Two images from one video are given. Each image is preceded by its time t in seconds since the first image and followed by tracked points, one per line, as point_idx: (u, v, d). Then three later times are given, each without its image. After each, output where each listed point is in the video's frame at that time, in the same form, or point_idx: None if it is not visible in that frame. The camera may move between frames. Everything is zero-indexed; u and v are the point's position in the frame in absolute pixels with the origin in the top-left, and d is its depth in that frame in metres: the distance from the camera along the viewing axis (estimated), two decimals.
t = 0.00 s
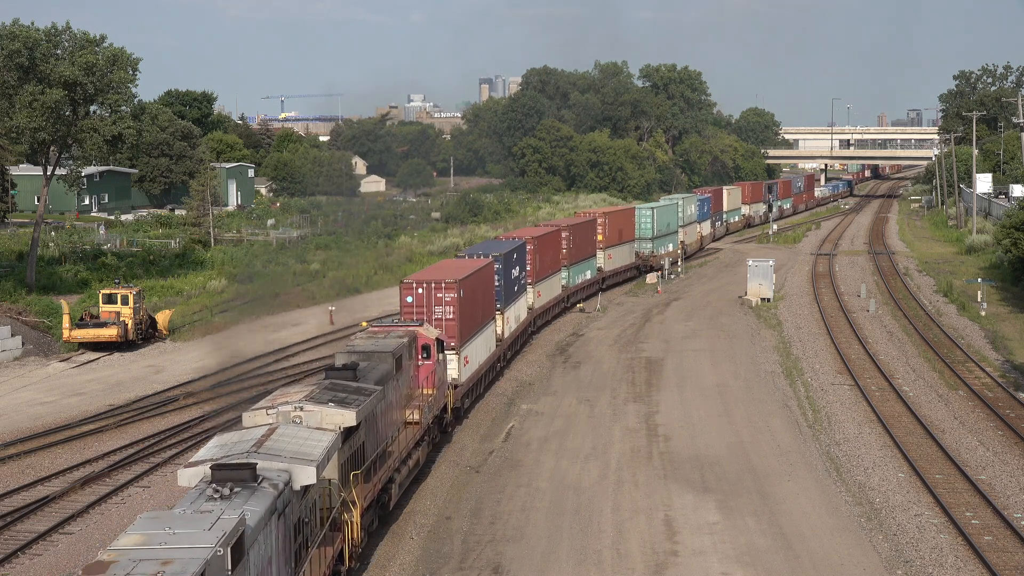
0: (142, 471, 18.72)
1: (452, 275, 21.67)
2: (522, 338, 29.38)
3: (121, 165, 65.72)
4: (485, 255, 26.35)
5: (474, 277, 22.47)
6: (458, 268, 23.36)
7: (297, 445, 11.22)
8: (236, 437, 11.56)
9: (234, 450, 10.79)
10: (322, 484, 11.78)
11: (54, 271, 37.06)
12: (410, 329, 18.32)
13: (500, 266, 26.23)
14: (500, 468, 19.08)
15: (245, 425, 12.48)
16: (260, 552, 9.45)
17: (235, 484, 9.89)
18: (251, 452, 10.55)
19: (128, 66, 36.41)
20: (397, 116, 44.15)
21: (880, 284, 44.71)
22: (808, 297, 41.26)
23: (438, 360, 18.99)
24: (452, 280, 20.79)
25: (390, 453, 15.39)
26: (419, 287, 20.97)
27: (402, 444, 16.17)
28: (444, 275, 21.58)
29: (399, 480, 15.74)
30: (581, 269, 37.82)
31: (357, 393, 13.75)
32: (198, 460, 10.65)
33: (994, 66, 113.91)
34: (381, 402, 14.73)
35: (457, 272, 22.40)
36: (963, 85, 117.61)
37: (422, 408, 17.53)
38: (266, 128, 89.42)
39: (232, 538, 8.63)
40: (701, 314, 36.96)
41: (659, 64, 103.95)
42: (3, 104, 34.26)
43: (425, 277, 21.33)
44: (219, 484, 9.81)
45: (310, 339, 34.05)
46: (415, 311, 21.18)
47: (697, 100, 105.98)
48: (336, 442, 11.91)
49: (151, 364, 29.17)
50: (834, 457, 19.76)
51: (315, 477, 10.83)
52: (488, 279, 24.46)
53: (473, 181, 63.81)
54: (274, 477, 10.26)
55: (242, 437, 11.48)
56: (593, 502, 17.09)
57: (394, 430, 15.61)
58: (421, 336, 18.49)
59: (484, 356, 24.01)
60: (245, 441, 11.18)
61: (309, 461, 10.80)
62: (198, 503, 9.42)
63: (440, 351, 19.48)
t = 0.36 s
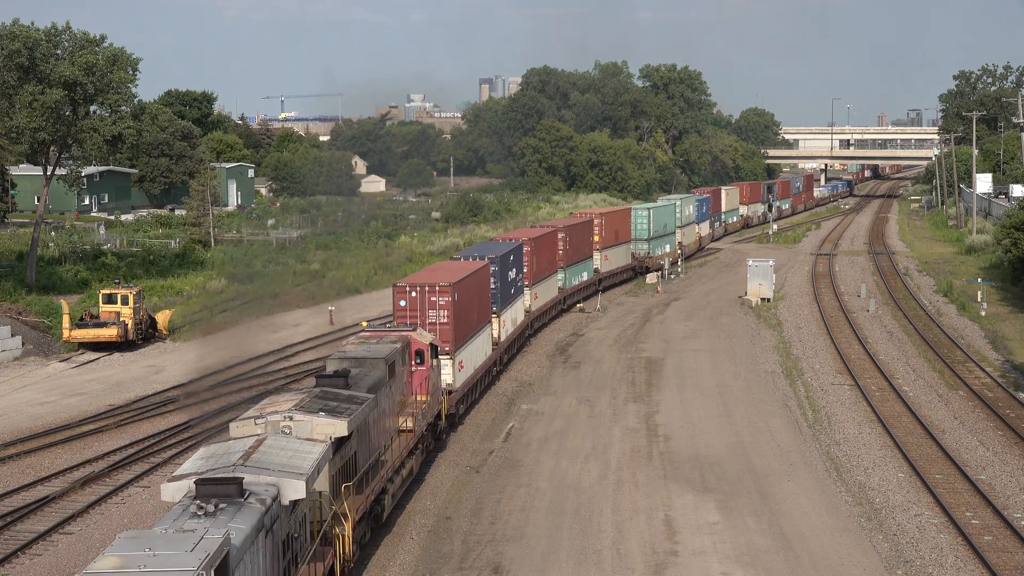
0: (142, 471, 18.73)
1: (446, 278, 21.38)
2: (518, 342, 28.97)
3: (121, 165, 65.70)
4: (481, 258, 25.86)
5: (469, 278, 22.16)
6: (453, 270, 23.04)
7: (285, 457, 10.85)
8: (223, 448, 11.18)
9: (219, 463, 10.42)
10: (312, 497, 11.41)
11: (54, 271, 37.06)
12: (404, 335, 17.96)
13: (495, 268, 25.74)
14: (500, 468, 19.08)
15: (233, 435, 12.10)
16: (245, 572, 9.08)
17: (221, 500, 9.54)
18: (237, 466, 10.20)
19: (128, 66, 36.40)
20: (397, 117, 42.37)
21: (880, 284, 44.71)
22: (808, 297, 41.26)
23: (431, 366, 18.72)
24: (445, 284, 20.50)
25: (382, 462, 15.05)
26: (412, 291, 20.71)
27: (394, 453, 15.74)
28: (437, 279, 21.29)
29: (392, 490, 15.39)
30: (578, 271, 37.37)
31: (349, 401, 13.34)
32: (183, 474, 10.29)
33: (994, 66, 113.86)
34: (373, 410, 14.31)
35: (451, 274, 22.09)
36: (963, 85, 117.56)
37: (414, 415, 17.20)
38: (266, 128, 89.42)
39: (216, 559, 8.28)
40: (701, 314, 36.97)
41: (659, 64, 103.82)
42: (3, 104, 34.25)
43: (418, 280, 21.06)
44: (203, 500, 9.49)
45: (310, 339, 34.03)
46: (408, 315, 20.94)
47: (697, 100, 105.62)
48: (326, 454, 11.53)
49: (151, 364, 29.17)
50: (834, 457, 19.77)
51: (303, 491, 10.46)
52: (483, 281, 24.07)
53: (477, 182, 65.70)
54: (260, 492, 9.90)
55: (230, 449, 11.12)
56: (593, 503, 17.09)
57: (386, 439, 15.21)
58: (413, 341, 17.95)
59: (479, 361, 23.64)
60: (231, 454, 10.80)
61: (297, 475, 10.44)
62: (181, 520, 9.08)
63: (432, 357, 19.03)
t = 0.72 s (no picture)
0: (142, 471, 18.73)
1: (440, 281, 20.81)
2: (514, 345, 28.33)
3: (121, 165, 65.68)
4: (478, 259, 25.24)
5: (464, 282, 21.58)
6: (447, 272, 22.50)
7: (274, 470, 10.57)
8: (209, 460, 10.86)
9: (205, 476, 10.13)
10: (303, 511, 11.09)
11: (54, 271, 37.07)
12: (398, 340, 17.74)
13: (491, 270, 25.11)
14: (500, 468, 19.09)
15: (220, 446, 11.80)
16: None
17: (206, 518, 9.31)
18: (223, 480, 9.92)
19: (128, 66, 36.40)
20: (400, 111, 40.86)
21: (880, 284, 44.71)
22: (808, 297, 41.26)
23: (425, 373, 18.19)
24: (439, 287, 19.93)
25: (375, 472, 14.69)
26: (405, 294, 20.16)
27: (388, 463, 15.36)
28: (431, 281, 20.73)
29: (385, 501, 15.01)
30: (574, 273, 36.70)
31: (340, 410, 13.03)
32: (167, 488, 10.02)
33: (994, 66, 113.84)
34: (366, 419, 13.96)
35: (446, 277, 21.54)
36: (963, 85, 117.47)
37: (409, 423, 16.83)
38: (266, 128, 89.41)
39: None
40: (701, 314, 36.96)
41: (659, 64, 103.69)
42: (3, 104, 34.24)
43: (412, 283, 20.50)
44: (187, 518, 9.25)
45: (310, 339, 34.06)
46: (401, 319, 20.36)
47: (697, 100, 105.48)
48: (317, 466, 11.26)
49: (151, 364, 29.19)
50: (834, 457, 19.77)
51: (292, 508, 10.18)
52: (479, 283, 23.54)
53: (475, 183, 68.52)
54: (247, 508, 9.64)
55: (217, 460, 10.80)
56: (593, 503, 17.09)
57: (380, 448, 14.85)
58: (407, 347, 17.71)
59: (475, 365, 23.23)
60: (217, 467, 10.49)
61: (286, 489, 10.16)
62: (163, 540, 8.83)
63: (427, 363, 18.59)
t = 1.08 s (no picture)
0: (142, 472, 18.73)
1: (435, 284, 20.44)
2: (511, 349, 27.79)
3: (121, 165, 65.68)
4: (474, 262, 24.75)
5: (459, 285, 21.23)
6: (442, 275, 22.07)
7: (261, 486, 10.12)
8: (195, 475, 10.41)
9: (188, 493, 9.71)
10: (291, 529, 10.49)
11: (54, 271, 37.08)
12: (388, 345, 16.87)
13: (488, 273, 24.62)
14: (500, 468, 19.08)
15: (206, 458, 11.23)
16: None
17: (189, 537, 8.89)
18: (207, 496, 9.50)
19: (128, 66, 36.40)
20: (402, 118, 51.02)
21: (880, 284, 44.73)
22: (808, 297, 41.27)
23: (417, 380, 17.63)
24: (434, 290, 19.56)
25: (367, 483, 14.03)
26: (399, 297, 19.79)
27: (380, 474, 14.70)
28: (425, 285, 20.36)
29: (377, 513, 14.37)
30: (570, 274, 36.27)
31: (330, 420, 12.32)
32: (150, 505, 9.63)
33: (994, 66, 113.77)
34: (358, 429, 13.28)
35: (441, 280, 21.14)
36: (963, 85, 117.45)
37: (401, 431, 16.15)
38: (266, 128, 89.50)
39: None
40: (701, 314, 36.97)
41: (660, 64, 103.70)
42: (3, 104, 34.24)
43: (405, 286, 20.12)
44: (169, 537, 8.86)
45: (311, 338, 34.08)
46: (394, 323, 19.98)
47: (697, 100, 105.24)
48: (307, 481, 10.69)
49: (151, 364, 29.16)
50: (834, 457, 19.77)
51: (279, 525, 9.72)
52: (476, 287, 23.13)
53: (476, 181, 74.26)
54: (232, 527, 9.19)
55: (202, 475, 10.36)
56: (592, 502, 17.11)
57: (372, 458, 14.19)
58: (399, 352, 17.22)
59: (471, 371, 22.63)
60: (202, 482, 10.07)
61: (273, 506, 9.69)
62: (144, 563, 8.47)
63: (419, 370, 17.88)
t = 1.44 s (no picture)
0: (142, 472, 18.73)
1: (428, 288, 19.70)
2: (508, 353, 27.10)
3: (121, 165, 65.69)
4: (469, 264, 24.14)
5: (453, 288, 20.51)
6: (435, 279, 21.31)
7: (248, 504, 9.42)
8: (177, 491, 9.71)
9: (170, 512, 9.01)
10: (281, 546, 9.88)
11: (54, 271, 37.08)
12: (382, 351, 16.53)
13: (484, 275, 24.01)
14: (500, 468, 19.09)
15: (190, 472, 10.69)
16: None
17: (170, 560, 8.16)
18: (190, 515, 8.80)
19: (129, 66, 36.40)
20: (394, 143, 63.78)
21: (880, 284, 44.74)
22: (808, 297, 41.28)
23: (411, 386, 17.08)
24: (428, 294, 18.83)
25: (358, 495, 13.56)
26: (391, 301, 18.99)
27: (372, 485, 14.20)
28: (418, 289, 19.61)
29: (370, 526, 13.87)
30: (566, 276, 35.64)
31: (320, 430, 11.88)
32: (129, 525, 8.92)
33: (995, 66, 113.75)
34: (349, 439, 12.80)
35: (434, 283, 20.39)
36: (963, 85, 117.39)
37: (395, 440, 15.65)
38: (266, 127, 89.65)
39: None
40: (701, 314, 36.99)
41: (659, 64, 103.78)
42: (3, 104, 34.23)
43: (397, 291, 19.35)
44: (149, 560, 8.13)
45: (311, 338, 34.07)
46: (387, 329, 19.16)
47: (697, 100, 105.32)
48: (295, 496, 10.16)
49: (151, 364, 29.13)
50: (835, 457, 19.77)
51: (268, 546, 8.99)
52: (470, 291, 22.47)
53: (474, 183, 80.16)
54: (216, 548, 8.48)
55: (185, 491, 9.70)
56: (593, 502, 17.12)
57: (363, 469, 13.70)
58: (392, 359, 16.60)
59: (466, 376, 22.07)
60: (185, 499, 9.37)
61: (261, 526, 8.99)
62: None
63: (412, 378, 17.32)
